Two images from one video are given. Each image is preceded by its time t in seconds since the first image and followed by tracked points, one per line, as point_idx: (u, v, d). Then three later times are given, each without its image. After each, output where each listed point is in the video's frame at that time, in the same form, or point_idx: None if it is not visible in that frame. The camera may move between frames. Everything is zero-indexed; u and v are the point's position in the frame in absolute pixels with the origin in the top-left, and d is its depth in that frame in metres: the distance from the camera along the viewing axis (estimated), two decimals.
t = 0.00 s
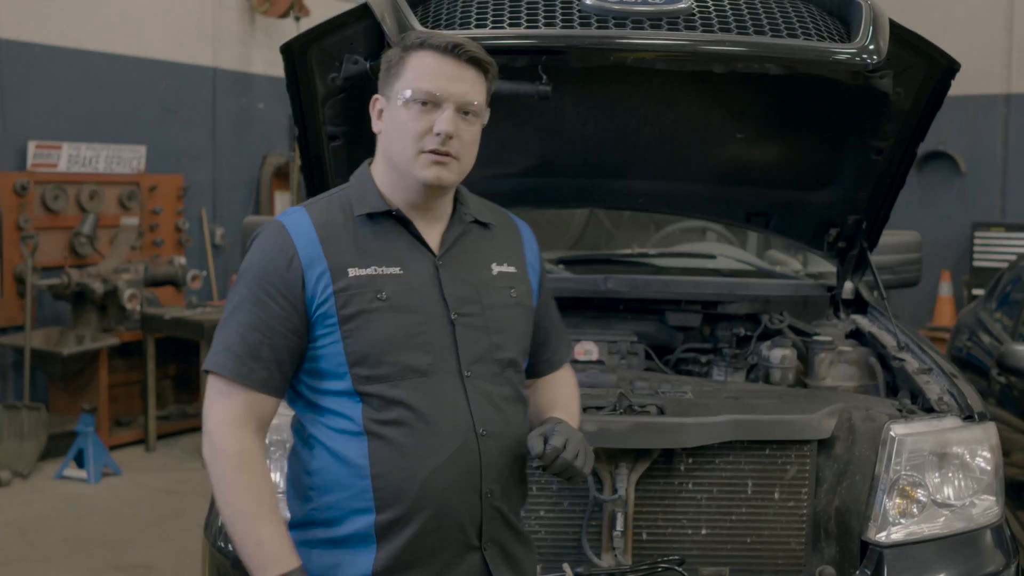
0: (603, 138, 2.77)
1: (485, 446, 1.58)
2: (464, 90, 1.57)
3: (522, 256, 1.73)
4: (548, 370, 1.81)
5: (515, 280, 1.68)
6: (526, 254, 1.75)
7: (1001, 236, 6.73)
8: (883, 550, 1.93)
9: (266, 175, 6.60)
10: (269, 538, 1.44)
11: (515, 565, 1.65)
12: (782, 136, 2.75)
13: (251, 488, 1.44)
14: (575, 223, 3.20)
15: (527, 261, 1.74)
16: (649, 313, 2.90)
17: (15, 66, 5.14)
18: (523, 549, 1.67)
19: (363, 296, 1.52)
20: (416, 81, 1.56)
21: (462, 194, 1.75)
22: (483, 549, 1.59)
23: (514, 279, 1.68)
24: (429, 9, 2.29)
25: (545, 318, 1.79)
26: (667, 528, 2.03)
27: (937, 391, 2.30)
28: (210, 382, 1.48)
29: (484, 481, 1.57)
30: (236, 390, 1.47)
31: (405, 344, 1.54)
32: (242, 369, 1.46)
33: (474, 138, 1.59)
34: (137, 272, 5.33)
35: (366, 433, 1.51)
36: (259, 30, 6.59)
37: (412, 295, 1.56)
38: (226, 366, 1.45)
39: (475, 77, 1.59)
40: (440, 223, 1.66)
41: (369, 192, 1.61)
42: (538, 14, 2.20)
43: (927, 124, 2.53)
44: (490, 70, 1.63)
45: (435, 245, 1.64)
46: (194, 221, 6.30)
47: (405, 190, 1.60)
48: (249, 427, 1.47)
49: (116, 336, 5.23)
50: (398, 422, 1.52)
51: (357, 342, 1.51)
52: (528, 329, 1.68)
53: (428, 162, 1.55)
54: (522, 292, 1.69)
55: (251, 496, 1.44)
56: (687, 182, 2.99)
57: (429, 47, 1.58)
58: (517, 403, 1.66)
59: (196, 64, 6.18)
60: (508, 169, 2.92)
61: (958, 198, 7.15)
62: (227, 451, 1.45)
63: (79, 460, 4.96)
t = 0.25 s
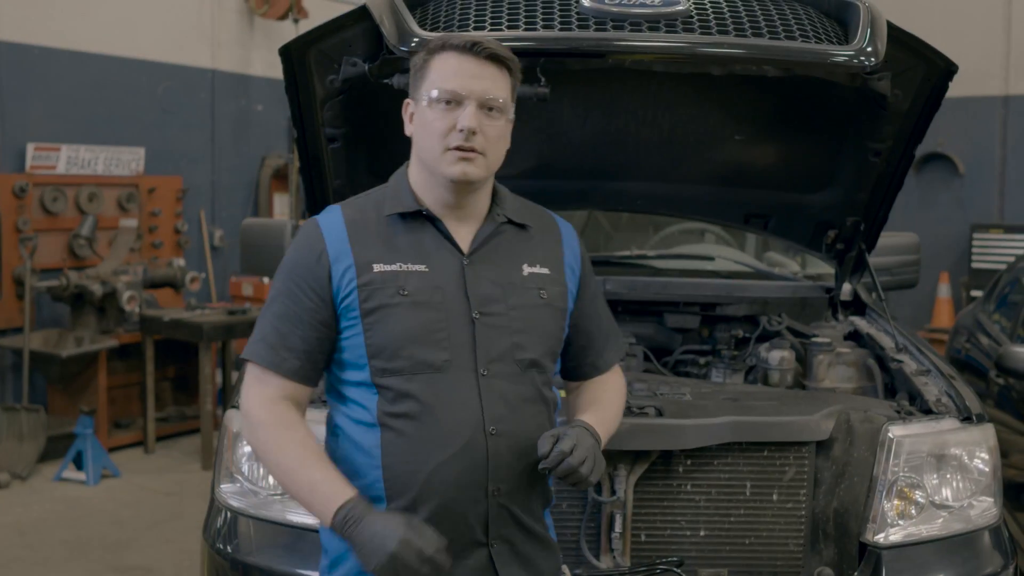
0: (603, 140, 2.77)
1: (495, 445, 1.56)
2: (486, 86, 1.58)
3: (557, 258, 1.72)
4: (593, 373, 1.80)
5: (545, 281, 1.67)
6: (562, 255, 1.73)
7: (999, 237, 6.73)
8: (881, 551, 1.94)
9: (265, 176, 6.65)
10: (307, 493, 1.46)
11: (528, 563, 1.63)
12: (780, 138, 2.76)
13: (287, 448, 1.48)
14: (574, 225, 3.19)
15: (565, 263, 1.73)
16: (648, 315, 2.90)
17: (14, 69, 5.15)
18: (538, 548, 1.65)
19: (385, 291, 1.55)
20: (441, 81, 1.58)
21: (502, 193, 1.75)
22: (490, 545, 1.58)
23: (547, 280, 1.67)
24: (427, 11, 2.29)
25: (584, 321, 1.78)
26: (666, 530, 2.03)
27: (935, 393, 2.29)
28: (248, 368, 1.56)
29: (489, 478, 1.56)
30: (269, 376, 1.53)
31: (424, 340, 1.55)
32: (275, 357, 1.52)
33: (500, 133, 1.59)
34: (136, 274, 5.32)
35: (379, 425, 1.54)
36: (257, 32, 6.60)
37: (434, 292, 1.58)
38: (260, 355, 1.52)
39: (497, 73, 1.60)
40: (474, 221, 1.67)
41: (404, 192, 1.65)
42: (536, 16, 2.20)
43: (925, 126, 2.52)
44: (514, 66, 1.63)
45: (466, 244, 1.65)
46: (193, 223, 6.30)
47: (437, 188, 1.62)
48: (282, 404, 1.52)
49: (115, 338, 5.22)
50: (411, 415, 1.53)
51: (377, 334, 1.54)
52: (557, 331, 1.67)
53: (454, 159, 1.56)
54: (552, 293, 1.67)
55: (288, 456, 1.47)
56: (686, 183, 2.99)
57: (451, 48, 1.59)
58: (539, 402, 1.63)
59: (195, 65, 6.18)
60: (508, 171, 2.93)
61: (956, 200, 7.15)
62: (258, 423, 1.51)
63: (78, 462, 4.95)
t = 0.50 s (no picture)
0: (602, 141, 2.77)
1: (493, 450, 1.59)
2: (512, 91, 1.62)
3: (580, 269, 1.73)
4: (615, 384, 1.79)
5: (562, 292, 1.69)
6: (585, 267, 1.74)
7: (999, 237, 6.72)
8: (881, 552, 1.94)
9: (265, 176, 6.64)
10: (338, 442, 1.52)
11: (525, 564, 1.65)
12: (780, 139, 2.76)
13: (316, 409, 1.56)
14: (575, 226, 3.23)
15: (588, 272, 1.74)
16: (648, 316, 2.90)
17: (14, 69, 5.15)
18: (538, 551, 1.67)
19: (400, 293, 1.61)
20: (468, 86, 1.62)
21: (529, 197, 1.77)
22: (484, 546, 1.61)
23: (564, 291, 1.69)
24: (427, 12, 2.30)
25: (606, 333, 1.78)
26: (665, 531, 2.03)
27: (934, 393, 2.30)
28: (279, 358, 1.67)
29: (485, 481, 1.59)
30: (294, 366, 1.62)
31: (433, 342, 1.60)
32: (300, 349, 1.62)
33: (526, 137, 1.63)
34: (136, 274, 5.32)
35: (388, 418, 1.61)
36: (257, 33, 6.60)
37: (447, 295, 1.62)
38: (287, 347, 1.62)
39: (524, 79, 1.64)
40: (498, 224, 1.70)
41: (430, 195, 1.70)
42: (536, 17, 2.20)
43: (925, 126, 2.52)
44: (540, 72, 1.67)
45: (485, 249, 1.69)
46: (193, 223, 6.30)
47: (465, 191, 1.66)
48: (307, 384, 1.61)
49: (114, 338, 5.22)
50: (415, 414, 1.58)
51: (388, 334, 1.61)
52: (570, 343, 1.68)
53: (480, 161, 1.60)
54: (568, 304, 1.69)
55: (317, 414, 1.55)
56: (687, 185, 3.00)
57: (479, 54, 1.63)
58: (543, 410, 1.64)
59: (194, 66, 6.18)
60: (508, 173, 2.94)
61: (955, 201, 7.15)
62: (284, 400, 1.60)
63: (77, 462, 4.95)
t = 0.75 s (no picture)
0: (603, 141, 2.77)
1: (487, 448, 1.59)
2: (530, 96, 1.61)
3: (586, 273, 1.73)
4: (617, 393, 1.79)
5: (566, 295, 1.68)
6: (591, 271, 1.74)
7: (999, 237, 6.72)
8: (882, 552, 1.94)
9: (266, 176, 6.65)
10: (337, 419, 1.53)
11: (518, 564, 1.66)
12: (781, 139, 2.76)
13: (316, 389, 1.56)
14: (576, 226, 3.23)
15: (594, 276, 1.73)
16: (649, 316, 2.90)
17: (14, 69, 5.15)
18: (532, 550, 1.67)
19: (404, 285, 1.61)
20: (487, 88, 1.62)
21: (541, 200, 1.77)
22: (473, 543, 1.62)
23: (569, 294, 1.69)
24: (429, 12, 2.30)
25: (608, 340, 1.77)
26: (666, 531, 2.03)
27: (935, 394, 2.29)
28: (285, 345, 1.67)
29: (476, 480, 1.59)
30: (298, 351, 1.62)
31: (434, 338, 1.59)
32: (305, 337, 1.62)
33: (542, 142, 1.63)
34: (136, 274, 5.31)
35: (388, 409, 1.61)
36: (258, 33, 6.60)
37: (450, 291, 1.62)
38: (293, 333, 1.62)
39: (542, 84, 1.63)
40: (509, 224, 1.70)
41: (442, 193, 1.71)
42: (538, 17, 2.20)
43: (927, 126, 2.52)
44: (559, 78, 1.66)
45: (492, 249, 1.68)
46: (194, 223, 6.31)
47: (477, 190, 1.67)
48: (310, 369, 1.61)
49: (115, 338, 5.22)
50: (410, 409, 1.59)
51: (390, 325, 1.61)
52: (572, 346, 1.68)
53: (495, 164, 1.60)
54: (571, 308, 1.68)
55: (316, 393, 1.56)
56: (688, 185, 3.00)
57: (499, 57, 1.63)
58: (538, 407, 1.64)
59: (195, 66, 6.18)
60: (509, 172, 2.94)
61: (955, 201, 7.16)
62: (286, 384, 1.60)
63: (78, 462, 4.95)
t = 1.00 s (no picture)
0: (604, 140, 2.77)
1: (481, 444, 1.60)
2: (525, 93, 1.62)
3: (574, 268, 1.73)
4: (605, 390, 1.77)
5: (556, 290, 1.69)
6: (580, 266, 1.74)
7: (999, 237, 6.72)
8: (883, 551, 1.93)
9: (266, 174, 6.65)
10: (340, 424, 1.54)
11: (512, 562, 1.65)
12: (782, 138, 2.76)
13: (315, 393, 1.56)
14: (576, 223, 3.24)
15: (583, 271, 1.74)
16: (650, 315, 2.90)
17: (15, 66, 5.15)
18: (526, 548, 1.67)
19: (394, 282, 1.62)
20: (481, 85, 1.62)
21: (529, 197, 1.78)
22: (467, 540, 1.61)
23: (559, 289, 1.69)
24: (431, 10, 2.30)
25: (598, 335, 1.77)
26: (667, 530, 2.03)
27: (937, 393, 2.29)
28: (275, 347, 1.66)
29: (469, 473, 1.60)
30: (292, 353, 1.62)
31: (424, 335, 1.61)
32: (298, 338, 1.62)
33: (535, 139, 1.63)
34: (137, 272, 5.31)
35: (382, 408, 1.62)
36: (258, 31, 6.60)
37: (441, 287, 1.63)
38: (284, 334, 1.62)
39: (536, 81, 1.64)
40: (499, 220, 1.71)
41: (431, 190, 1.72)
42: (539, 16, 2.20)
43: (928, 126, 2.52)
44: (552, 76, 1.67)
45: (482, 245, 1.69)
46: (194, 221, 6.30)
47: (469, 187, 1.67)
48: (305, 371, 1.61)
49: (115, 335, 5.22)
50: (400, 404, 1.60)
51: (382, 322, 1.61)
52: (562, 340, 1.69)
53: (489, 160, 1.60)
54: (561, 302, 1.69)
55: (315, 397, 1.56)
56: (688, 183, 2.99)
57: (493, 54, 1.63)
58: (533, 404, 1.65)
59: (195, 64, 6.18)
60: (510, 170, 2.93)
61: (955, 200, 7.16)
62: (282, 387, 1.59)
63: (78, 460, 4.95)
